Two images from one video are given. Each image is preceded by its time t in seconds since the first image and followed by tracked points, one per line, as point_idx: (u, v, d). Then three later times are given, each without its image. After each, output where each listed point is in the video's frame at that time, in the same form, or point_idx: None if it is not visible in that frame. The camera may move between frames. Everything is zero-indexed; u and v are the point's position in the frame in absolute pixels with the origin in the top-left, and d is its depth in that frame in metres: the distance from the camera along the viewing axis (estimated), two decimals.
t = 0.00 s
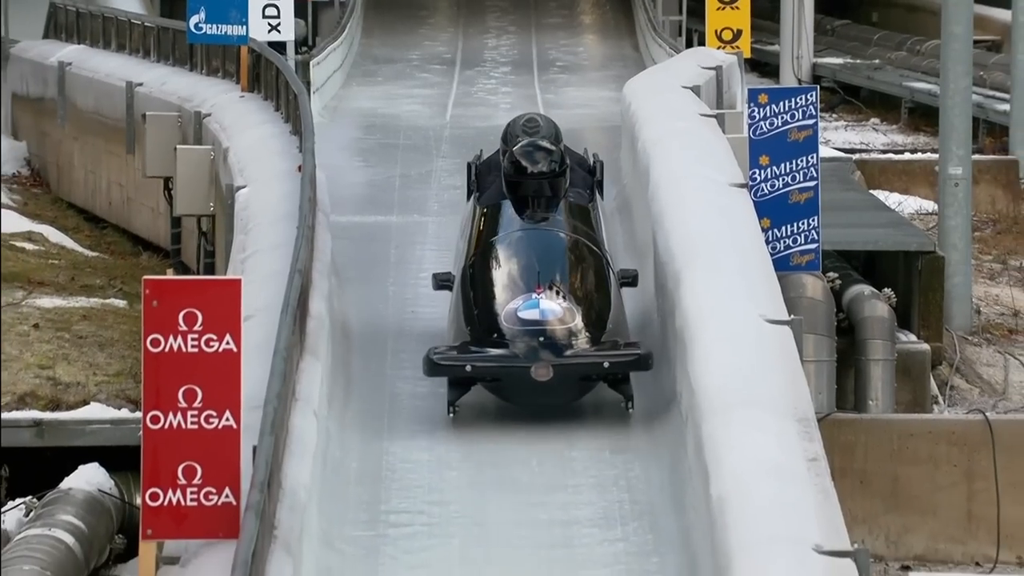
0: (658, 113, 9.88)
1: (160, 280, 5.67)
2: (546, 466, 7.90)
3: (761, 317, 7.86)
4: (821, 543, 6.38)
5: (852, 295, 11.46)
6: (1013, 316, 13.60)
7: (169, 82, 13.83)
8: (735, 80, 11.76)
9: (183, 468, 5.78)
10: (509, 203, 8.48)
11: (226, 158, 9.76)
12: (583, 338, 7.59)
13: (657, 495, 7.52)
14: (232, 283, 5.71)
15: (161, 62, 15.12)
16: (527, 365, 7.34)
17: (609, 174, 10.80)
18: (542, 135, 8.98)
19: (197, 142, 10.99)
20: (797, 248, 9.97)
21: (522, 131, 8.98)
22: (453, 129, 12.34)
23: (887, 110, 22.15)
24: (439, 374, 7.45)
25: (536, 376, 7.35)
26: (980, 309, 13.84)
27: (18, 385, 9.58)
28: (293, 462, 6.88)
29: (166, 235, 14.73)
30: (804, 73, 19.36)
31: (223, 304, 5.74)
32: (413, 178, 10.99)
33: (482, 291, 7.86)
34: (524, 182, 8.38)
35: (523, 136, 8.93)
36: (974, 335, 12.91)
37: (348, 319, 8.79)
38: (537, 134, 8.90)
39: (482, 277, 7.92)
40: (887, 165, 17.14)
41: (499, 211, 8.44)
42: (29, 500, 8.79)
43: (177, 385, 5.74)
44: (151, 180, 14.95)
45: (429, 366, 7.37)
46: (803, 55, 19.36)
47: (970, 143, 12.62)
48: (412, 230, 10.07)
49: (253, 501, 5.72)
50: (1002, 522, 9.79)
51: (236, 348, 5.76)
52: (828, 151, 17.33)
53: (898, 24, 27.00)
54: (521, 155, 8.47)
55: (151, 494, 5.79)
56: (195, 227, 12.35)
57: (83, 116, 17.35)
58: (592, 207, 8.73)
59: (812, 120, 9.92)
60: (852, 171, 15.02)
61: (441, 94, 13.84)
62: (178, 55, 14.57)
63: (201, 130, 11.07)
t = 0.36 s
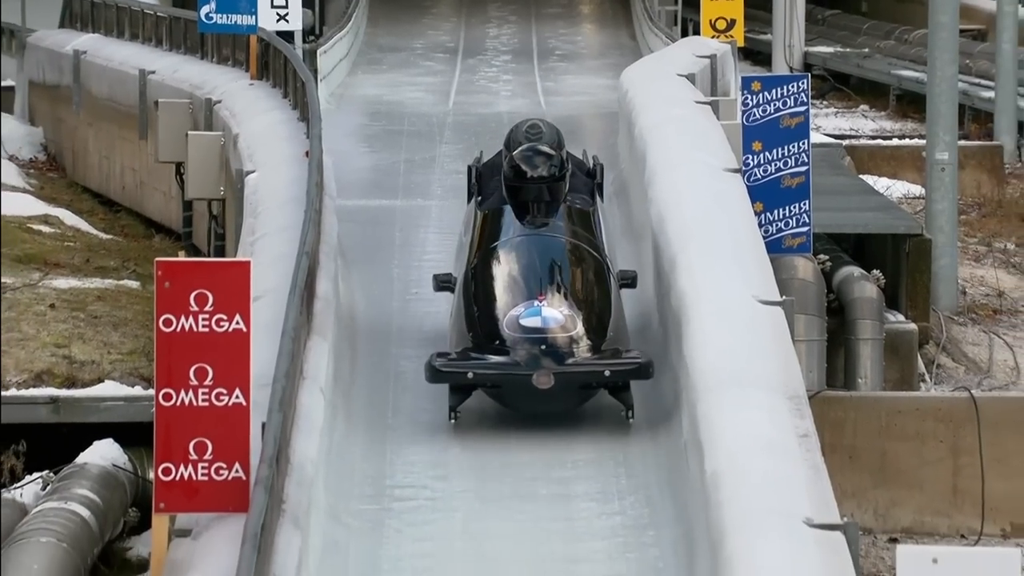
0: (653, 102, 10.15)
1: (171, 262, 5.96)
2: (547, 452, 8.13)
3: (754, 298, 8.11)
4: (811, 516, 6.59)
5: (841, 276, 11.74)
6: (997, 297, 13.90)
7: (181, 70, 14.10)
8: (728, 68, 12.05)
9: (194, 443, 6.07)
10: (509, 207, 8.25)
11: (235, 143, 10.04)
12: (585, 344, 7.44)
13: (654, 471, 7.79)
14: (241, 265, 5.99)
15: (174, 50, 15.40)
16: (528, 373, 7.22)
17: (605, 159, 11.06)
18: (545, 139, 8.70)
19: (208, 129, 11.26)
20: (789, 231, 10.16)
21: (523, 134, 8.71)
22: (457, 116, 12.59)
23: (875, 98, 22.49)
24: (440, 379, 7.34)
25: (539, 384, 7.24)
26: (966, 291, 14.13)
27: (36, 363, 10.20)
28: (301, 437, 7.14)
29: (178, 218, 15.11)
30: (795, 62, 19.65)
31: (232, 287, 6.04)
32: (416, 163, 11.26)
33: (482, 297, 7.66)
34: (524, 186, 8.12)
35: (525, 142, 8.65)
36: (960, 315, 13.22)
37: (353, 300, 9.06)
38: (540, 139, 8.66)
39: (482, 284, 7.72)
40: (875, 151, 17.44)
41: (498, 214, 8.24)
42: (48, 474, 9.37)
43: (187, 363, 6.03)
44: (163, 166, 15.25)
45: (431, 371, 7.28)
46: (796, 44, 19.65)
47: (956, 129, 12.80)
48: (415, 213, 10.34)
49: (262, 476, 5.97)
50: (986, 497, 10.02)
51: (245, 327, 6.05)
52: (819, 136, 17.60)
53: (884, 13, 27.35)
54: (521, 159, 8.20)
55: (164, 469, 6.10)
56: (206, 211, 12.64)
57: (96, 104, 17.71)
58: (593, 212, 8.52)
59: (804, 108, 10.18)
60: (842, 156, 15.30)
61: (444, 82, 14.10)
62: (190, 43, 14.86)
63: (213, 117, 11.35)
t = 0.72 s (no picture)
0: (648, 89, 10.46)
1: (181, 243, 6.15)
2: (547, 425, 8.37)
3: (747, 277, 8.36)
4: (802, 488, 6.79)
5: (832, 256, 11.97)
6: (984, 276, 14.17)
7: (191, 55, 14.35)
8: (723, 53, 12.35)
9: (205, 418, 6.28)
10: (510, 211, 8.28)
11: (243, 127, 10.33)
12: (586, 351, 7.43)
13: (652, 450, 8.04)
14: (250, 244, 6.17)
15: (183, 36, 15.66)
16: (529, 380, 7.22)
17: (602, 142, 11.32)
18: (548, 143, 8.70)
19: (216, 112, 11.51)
20: (782, 213, 10.35)
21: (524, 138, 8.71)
22: (459, 100, 12.84)
23: (865, 83, 22.79)
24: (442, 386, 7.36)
25: (540, 392, 7.24)
26: (952, 270, 14.41)
27: (51, 340, 10.76)
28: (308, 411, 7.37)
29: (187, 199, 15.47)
30: (789, 49, 19.92)
31: (240, 265, 6.22)
32: (420, 146, 11.52)
33: (483, 303, 7.69)
34: (525, 191, 8.20)
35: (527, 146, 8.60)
36: (947, 293, 13.50)
37: (358, 277, 9.33)
38: (542, 142, 8.52)
39: (484, 290, 7.74)
40: (865, 134, 17.72)
41: (500, 218, 8.28)
42: (65, 445, 9.84)
43: (197, 340, 6.23)
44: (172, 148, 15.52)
45: (432, 378, 7.34)
46: (789, 30, 19.92)
47: (943, 112, 13.07)
48: (419, 195, 10.60)
49: (270, 448, 6.19)
50: (972, 469, 10.16)
51: (253, 305, 6.23)
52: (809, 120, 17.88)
53: None
54: (521, 163, 8.27)
55: (175, 442, 6.31)
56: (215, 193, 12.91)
57: (109, 88, 18.08)
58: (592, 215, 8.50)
59: (795, 92, 10.38)
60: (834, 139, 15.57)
61: (445, 66, 14.36)
62: (199, 29, 15.11)
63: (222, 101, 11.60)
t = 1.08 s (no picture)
0: (648, 72, 10.71)
1: (189, 219, 6.31)
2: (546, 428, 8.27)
3: (740, 254, 8.56)
4: (795, 459, 6.91)
5: (824, 233, 12.14)
6: (971, 252, 14.44)
7: (198, 37, 14.56)
8: (717, 34, 12.68)
9: (212, 391, 6.43)
10: (509, 214, 7.98)
11: (249, 106, 10.61)
12: (588, 356, 7.21)
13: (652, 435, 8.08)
14: (256, 222, 6.34)
15: (190, 18, 15.87)
16: (530, 387, 7.01)
17: (599, 124, 11.53)
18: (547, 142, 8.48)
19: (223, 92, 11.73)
20: (774, 190, 10.54)
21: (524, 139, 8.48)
22: (460, 81, 13.07)
23: (857, 63, 23.07)
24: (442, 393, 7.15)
25: (540, 399, 7.02)
26: (940, 246, 14.68)
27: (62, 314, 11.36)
28: (312, 385, 7.54)
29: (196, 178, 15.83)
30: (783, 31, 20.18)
31: (247, 242, 6.39)
32: (421, 126, 11.74)
33: (482, 308, 7.45)
34: (524, 193, 7.91)
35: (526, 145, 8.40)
36: (936, 269, 13.75)
37: (361, 254, 9.54)
38: (542, 143, 8.44)
39: (484, 296, 7.48)
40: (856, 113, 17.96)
41: (499, 221, 7.99)
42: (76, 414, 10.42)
43: (204, 315, 6.39)
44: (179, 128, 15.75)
45: (432, 385, 7.12)
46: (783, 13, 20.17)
47: (932, 92, 13.29)
48: (421, 173, 10.82)
49: (276, 421, 6.28)
50: (960, 440, 10.50)
51: (259, 282, 6.40)
52: (803, 99, 18.16)
53: None
54: (521, 165, 7.99)
55: (183, 415, 6.46)
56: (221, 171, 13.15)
57: (121, 69, 18.51)
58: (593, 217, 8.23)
59: (788, 73, 10.60)
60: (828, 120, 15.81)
61: (446, 47, 14.58)
62: (207, 12, 15.32)
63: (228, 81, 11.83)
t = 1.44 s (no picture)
0: (649, 54, 10.89)
1: (192, 196, 6.37)
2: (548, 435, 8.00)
3: (738, 230, 8.66)
4: (791, 434, 6.94)
5: (821, 210, 12.24)
6: (966, 229, 14.57)
7: (201, 15, 14.66)
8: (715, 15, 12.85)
9: (216, 365, 6.52)
10: (510, 217, 7.79)
11: (251, 83, 10.75)
12: (591, 364, 6.99)
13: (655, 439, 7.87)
14: (258, 198, 6.40)
15: None
16: (532, 396, 6.82)
17: (598, 102, 11.61)
18: (547, 143, 8.32)
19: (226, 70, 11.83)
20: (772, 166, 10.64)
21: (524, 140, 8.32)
22: (461, 58, 13.18)
23: (853, 41, 23.21)
24: (442, 402, 6.97)
25: (542, 409, 6.84)
26: (936, 223, 14.82)
27: (68, 291, 11.91)
28: (315, 358, 7.61)
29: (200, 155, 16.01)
30: (780, 10, 20.31)
31: (250, 219, 6.45)
32: (422, 103, 11.85)
33: (482, 315, 7.24)
34: (525, 196, 7.74)
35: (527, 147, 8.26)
36: (931, 246, 13.88)
37: (362, 230, 9.65)
38: (542, 144, 8.30)
39: (483, 301, 7.28)
40: (852, 92, 18.28)
41: (500, 222, 7.81)
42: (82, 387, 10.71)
43: (208, 290, 6.47)
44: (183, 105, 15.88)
45: (431, 394, 6.95)
46: None
47: (928, 71, 13.40)
48: (421, 150, 10.93)
49: (279, 396, 6.32)
50: (955, 415, 10.64)
51: (263, 258, 6.46)
52: (800, 77, 18.30)
53: None
54: (523, 167, 7.81)
55: (188, 389, 6.53)
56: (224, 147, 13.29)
57: (124, 46, 18.69)
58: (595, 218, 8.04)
59: (786, 52, 10.69)
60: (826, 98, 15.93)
61: (446, 25, 14.68)
62: None
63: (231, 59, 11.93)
